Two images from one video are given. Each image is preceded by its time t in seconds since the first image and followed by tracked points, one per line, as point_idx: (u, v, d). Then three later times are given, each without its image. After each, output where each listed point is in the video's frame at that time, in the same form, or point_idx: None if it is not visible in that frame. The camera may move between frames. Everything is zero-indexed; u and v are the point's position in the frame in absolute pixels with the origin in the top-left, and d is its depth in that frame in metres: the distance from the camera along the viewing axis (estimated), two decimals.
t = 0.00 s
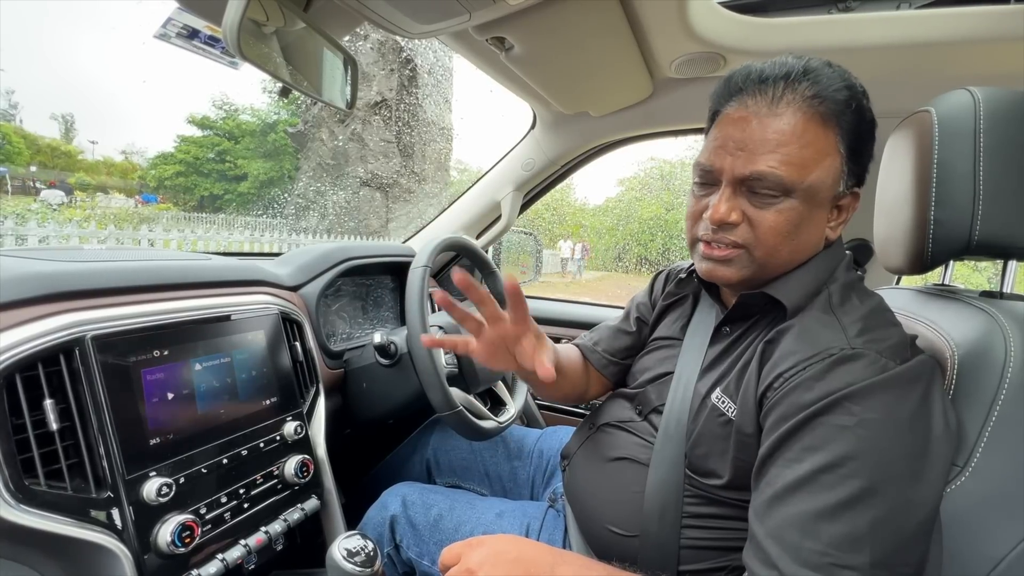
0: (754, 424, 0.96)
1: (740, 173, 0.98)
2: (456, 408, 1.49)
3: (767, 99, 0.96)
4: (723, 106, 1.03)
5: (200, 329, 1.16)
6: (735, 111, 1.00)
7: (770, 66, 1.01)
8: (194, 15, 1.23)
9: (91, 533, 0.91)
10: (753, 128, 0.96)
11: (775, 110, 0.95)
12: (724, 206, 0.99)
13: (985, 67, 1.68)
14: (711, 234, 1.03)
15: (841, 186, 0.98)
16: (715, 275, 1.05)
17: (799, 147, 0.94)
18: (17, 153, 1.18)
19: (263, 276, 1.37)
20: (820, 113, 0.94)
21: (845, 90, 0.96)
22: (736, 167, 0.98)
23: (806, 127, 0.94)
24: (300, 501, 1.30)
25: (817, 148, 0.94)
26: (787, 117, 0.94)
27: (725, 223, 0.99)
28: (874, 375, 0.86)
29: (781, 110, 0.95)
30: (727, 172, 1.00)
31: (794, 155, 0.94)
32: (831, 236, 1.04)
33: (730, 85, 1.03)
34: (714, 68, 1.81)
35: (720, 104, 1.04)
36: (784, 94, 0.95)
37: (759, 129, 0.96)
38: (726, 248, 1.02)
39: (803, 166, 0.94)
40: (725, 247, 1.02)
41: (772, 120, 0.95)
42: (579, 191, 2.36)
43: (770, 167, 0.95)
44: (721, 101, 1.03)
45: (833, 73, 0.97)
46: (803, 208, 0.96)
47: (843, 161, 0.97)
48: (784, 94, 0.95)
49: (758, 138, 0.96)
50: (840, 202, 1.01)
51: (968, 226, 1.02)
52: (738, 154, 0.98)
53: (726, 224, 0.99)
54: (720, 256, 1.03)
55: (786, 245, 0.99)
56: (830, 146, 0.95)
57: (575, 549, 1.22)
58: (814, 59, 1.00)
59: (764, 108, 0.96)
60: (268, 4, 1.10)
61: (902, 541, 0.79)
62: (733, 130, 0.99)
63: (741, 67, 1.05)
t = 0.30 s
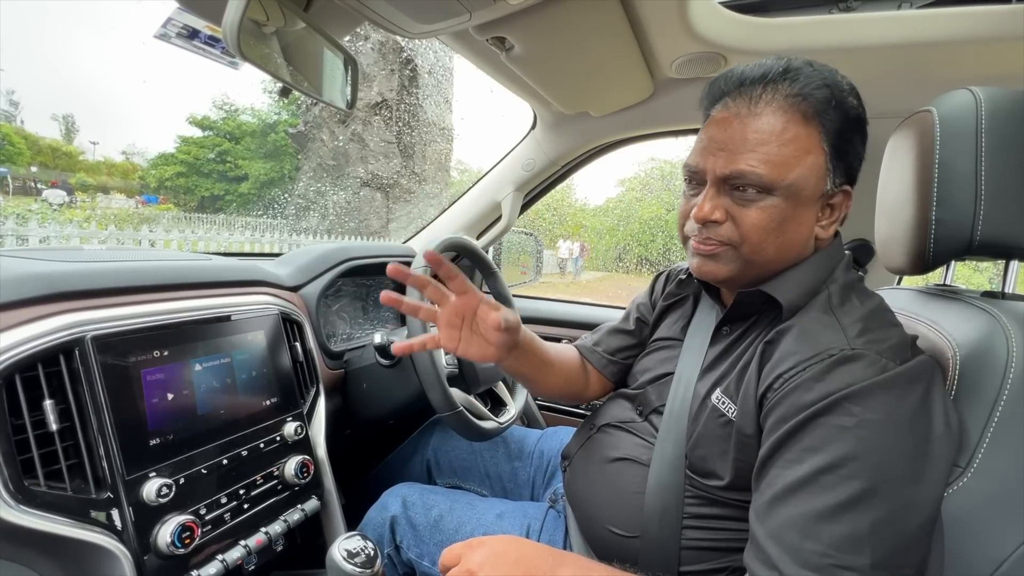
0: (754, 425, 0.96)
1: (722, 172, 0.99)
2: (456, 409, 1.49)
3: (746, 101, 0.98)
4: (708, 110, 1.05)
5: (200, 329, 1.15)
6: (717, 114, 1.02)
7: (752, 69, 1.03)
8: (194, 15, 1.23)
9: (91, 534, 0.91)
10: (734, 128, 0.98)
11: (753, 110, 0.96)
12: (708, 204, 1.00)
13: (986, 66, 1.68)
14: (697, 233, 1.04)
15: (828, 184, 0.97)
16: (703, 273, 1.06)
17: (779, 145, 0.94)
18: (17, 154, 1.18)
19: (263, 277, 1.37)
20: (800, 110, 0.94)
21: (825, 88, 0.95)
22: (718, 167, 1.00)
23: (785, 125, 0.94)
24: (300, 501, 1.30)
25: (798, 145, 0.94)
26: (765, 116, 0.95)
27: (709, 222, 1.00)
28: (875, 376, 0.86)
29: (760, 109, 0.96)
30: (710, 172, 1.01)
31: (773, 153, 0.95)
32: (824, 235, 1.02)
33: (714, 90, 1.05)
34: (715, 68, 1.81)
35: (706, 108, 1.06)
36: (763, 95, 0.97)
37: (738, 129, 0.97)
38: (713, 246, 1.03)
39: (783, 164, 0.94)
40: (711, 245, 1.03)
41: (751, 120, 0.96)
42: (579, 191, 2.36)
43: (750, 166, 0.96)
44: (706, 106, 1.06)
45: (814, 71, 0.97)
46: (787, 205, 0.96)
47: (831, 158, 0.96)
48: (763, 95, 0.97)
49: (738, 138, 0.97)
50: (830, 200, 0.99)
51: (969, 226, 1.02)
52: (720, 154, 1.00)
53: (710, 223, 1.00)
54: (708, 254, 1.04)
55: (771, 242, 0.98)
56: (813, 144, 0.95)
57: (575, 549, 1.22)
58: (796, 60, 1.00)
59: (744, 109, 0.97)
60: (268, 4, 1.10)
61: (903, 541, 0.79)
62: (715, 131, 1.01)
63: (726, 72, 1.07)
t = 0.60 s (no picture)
0: (755, 426, 0.96)
1: (714, 173, 0.99)
2: (456, 409, 1.49)
3: (737, 102, 0.99)
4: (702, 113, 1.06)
5: (201, 330, 1.16)
6: (710, 116, 1.03)
7: (743, 72, 1.03)
8: (195, 17, 1.23)
9: (92, 535, 0.91)
10: (725, 130, 0.99)
11: (744, 112, 0.97)
12: (701, 205, 1.01)
13: (987, 67, 1.68)
14: (693, 234, 1.05)
15: (822, 183, 0.96)
16: (699, 274, 1.06)
17: (770, 145, 0.95)
18: (18, 154, 1.19)
19: (263, 278, 1.36)
20: (790, 111, 0.94)
21: (816, 88, 0.95)
22: (710, 168, 1.00)
23: (776, 126, 0.94)
24: (301, 502, 1.30)
25: (789, 145, 0.94)
26: (756, 117, 0.96)
27: (703, 222, 1.01)
28: (876, 377, 0.86)
29: (750, 111, 0.96)
30: (703, 173, 1.02)
31: (764, 153, 0.95)
32: (821, 235, 1.02)
33: (707, 93, 1.06)
34: (715, 69, 1.82)
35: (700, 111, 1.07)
36: (753, 97, 0.98)
37: (729, 131, 0.98)
38: (708, 247, 1.03)
39: (774, 164, 0.94)
40: (707, 245, 1.03)
41: (742, 121, 0.97)
42: (579, 192, 2.35)
43: (741, 166, 0.96)
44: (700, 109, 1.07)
45: (805, 72, 0.98)
46: (779, 204, 0.96)
47: (824, 157, 0.96)
48: (753, 96, 0.97)
49: (730, 139, 0.98)
50: (826, 199, 0.99)
51: (970, 227, 1.02)
52: (712, 155, 1.00)
53: (704, 223, 1.01)
54: (703, 254, 1.04)
55: (764, 241, 0.98)
56: (804, 144, 0.94)
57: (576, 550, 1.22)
58: (787, 61, 1.01)
59: (734, 111, 0.98)
60: (269, 5, 1.10)
61: (904, 542, 0.79)
62: (708, 134, 1.02)
63: (719, 75, 1.08)
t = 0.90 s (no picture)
0: (755, 426, 0.96)
1: (711, 175, 1.00)
2: (456, 410, 1.49)
3: (732, 105, 0.99)
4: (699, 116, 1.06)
5: (202, 331, 1.16)
6: (706, 119, 1.03)
7: (738, 74, 1.04)
8: (196, 18, 1.23)
9: (92, 535, 0.91)
10: (721, 132, 0.99)
11: (739, 114, 0.97)
12: (699, 207, 1.01)
13: (987, 68, 1.68)
14: (692, 236, 1.05)
15: (819, 184, 0.97)
16: (699, 275, 1.06)
17: (765, 147, 0.95)
18: (19, 155, 1.19)
19: (263, 278, 1.37)
20: (785, 112, 0.95)
21: (811, 89, 0.95)
22: (707, 170, 1.00)
23: (771, 127, 0.95)
24: (301, 503, 1.30)
25: (785, 146, 0.94)
26: (751, 119, 0.96)
27: (701, 224, 1.01)
28: (875, 377, 0.86)
29: (746, 113, 0.97)
30: (700, 175, 1.02)
31: (760, 154, 0.95)
32: (820, 235, 1.02)
33: (703, 96, 1.06)
34: (714, 69, 1.82)
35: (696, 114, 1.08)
36: (748, 98, 0.98)
37: (725, 133, 0.98)
38: (707, 248, 1.03)
39: (770, 165, 0.94)
40: (705, 247, 1.03)
41: (738, 123, 0.97)
42: (580, 193, 2.36)
43: (737, 168, 0.96)
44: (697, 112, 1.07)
45: (800, 73, 0.98)
46: (776, 205, 0.96)
47: (822, 157, 0.96)
48: (749, 98, 0.98)
49: (726, 141, 0.98)
50: (824, 199, 0.99)
51: (971, 227, 1.02)
52: (709, 157, 1.00)
53: (702, 225, 1.01)
54: (702, 256, 1.04)
55: (763, 243, 0.98)
56: (800, 145, 0.94)
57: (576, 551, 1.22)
58: (782, 63, 1.01)
59: (730, 113, 0.98)
60: (270, 7, 1.11)
61: (904, 543, 0.79)
62: (704, 136, 1.02)
63: (715, 78, 1.08)
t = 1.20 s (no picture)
0: (755, 427, 0.96)
1: (712, 177, 1.00)
2: (456, 410, 1.49)
3: (732, 106, 0.99)
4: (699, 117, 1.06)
5: (202, 332, 1.16)
6: (706, 120, 1.03)
7: (739, 75, 1.04)
8: (196, 19, 1.23)
9: (92, 535, 0.91)
10: (722, 133, 0.99)
11: (740, 115, 0.97)
12: (700, 208, 1.01)
13: (987, 68, 1.68)
14: (692, 237, 1.05)
15: (819, 185, 0.97)
16: (699, 276, 1.06)
17: (766, 148, 0.95)
18: (20, 156, 1.17)
19: (263, 278, 1.37)
20: (785, 113, 0.95)
21: (810, 90, 0.95)
22: (707, 171, 1.00)
23: (771, 128, 0.95)
24: (301, 503, 1.30)
25: (785, 147, 0.94)
26: (751, 121, 0.96)
27: (702, 225, 1.01)
28: (876, 377, 0.86)
29: (746, 114, 0.97)
30: (701, 176, 1.02)
31: (761, 155, 0.95)
32: (820, 236, 1.02)
33: (703, 97, 1.07)
34: (714, 70, 1.82)
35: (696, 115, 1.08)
36: (748, 100, 0.98)
37: (726, 134, 0.98)
38: (708, 250, 1.03)
39: (771, 166, 0.94)
40: (706, 248, 1.03)
41: (738, 124, 0.97)
42: (580, 193, 2.36)
43: (738, 169, 0.96)
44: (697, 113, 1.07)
45: (800, 74, 0.98)
46: (777, 207, 0.96)
47: (822, 157, 0.96)
48: (749, 99, 0.98)
49: (726, 142, 0.98)
50: (824, 199, 0.99)
51: (971, 228, 1.02)
52: (709, 159, 1.00)
53: (703, 226, 1.01)
54: (703, 257, 1.04)
55: (763, 244, 0.98)
56: (800, 146, 0.94)
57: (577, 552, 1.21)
58: (781, 64, 1.01)
59: (730, 114, 0.98)
60: (270, 7, 1.11)
61: (904, 543, 0.79)
62: (704, 138, 1.02)
63: (715, 79, 1.08)
